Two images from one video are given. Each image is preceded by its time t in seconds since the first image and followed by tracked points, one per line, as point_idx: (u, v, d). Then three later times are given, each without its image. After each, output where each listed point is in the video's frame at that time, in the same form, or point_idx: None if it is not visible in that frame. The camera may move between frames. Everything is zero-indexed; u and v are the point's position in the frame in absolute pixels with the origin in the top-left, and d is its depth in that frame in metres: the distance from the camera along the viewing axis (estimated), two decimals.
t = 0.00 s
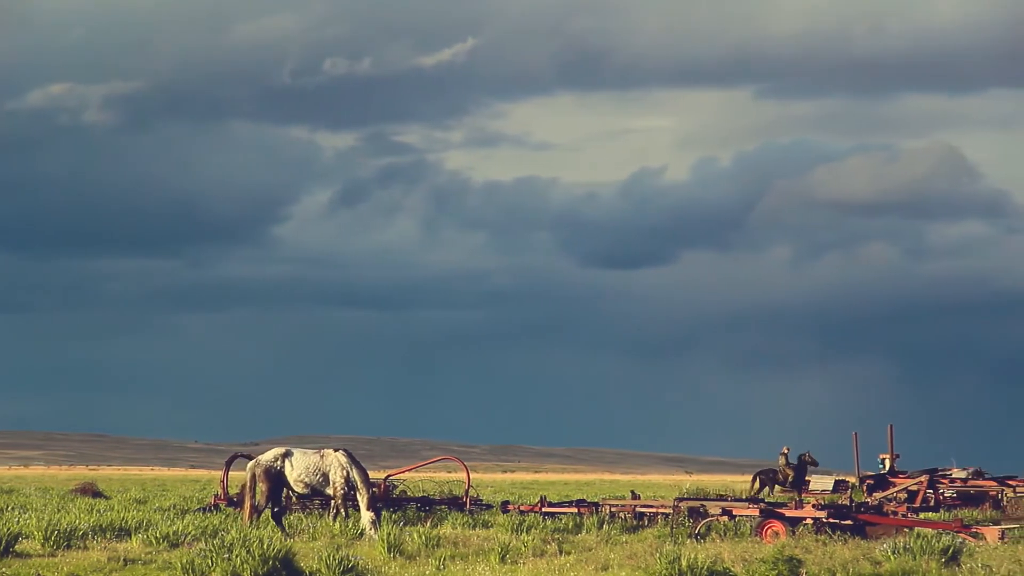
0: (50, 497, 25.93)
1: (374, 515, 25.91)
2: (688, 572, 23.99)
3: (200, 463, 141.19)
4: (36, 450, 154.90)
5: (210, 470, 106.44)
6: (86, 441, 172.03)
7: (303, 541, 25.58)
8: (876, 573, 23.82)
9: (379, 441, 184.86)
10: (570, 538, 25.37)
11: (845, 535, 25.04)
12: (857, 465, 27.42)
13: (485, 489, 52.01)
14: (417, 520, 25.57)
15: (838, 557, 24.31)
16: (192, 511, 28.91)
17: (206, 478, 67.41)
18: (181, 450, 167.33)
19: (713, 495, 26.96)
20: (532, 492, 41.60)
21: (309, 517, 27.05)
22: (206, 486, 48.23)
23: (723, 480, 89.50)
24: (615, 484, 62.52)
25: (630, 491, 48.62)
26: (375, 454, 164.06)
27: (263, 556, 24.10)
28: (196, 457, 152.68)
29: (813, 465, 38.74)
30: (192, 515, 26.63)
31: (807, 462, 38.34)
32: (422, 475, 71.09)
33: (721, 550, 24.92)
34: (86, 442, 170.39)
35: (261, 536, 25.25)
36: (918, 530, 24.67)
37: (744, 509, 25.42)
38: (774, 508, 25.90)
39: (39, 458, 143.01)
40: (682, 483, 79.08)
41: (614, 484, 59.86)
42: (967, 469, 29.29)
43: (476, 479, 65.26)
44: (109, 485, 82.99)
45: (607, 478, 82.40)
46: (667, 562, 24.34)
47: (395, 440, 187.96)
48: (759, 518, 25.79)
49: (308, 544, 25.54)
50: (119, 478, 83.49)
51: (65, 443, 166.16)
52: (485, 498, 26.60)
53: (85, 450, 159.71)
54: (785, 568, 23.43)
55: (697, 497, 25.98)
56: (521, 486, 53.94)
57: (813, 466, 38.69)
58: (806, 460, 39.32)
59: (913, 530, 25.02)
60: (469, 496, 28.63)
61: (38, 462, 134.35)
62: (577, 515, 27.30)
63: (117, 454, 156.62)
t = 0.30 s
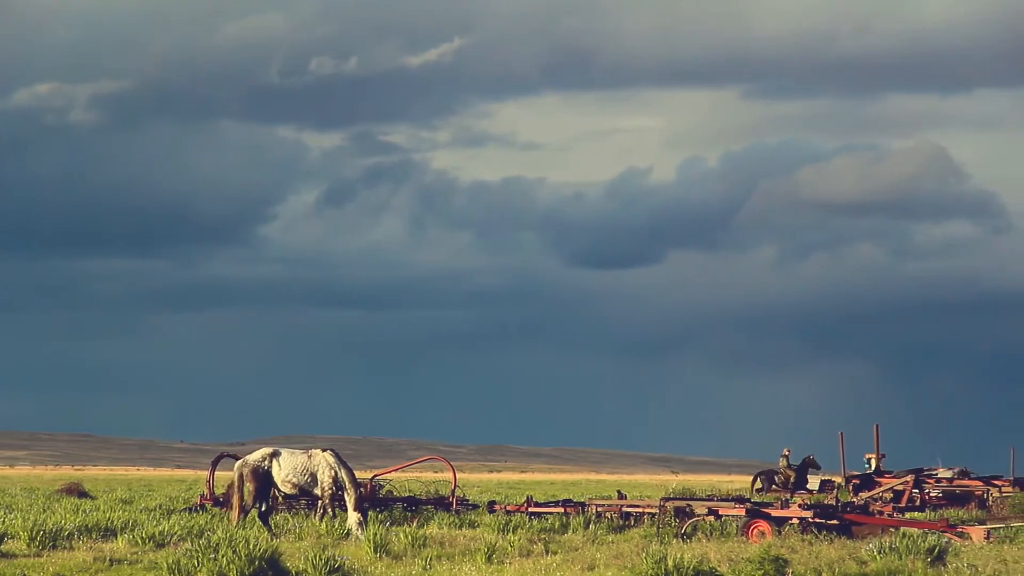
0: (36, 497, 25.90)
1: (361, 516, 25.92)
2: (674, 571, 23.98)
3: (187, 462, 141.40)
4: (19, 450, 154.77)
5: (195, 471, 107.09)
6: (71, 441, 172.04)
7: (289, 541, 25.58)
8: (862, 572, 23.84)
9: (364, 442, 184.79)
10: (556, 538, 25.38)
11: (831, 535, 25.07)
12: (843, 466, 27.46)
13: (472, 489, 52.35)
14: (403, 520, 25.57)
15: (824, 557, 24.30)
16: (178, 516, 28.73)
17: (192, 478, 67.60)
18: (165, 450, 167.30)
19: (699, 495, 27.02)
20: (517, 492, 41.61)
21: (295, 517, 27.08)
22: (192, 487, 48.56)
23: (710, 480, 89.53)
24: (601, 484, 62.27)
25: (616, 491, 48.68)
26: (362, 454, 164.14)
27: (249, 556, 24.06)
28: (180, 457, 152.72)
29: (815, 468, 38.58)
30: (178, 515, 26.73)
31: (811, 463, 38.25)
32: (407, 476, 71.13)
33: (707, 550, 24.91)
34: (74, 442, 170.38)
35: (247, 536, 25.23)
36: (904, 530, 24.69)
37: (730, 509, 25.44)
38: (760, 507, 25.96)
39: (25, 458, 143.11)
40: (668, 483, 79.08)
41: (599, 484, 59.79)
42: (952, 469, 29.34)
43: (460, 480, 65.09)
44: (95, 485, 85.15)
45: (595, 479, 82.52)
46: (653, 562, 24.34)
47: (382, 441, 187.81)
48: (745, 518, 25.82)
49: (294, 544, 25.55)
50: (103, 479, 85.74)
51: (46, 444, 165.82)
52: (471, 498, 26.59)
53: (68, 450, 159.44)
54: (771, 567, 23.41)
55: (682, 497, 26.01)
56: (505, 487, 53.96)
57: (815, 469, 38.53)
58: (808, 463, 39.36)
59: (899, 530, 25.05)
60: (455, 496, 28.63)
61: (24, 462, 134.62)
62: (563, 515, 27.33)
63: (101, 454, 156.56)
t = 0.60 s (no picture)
0: (20, 498, 25.87)
1: (347, 516, 25.92)
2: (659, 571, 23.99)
3: (172, 463, 141.24)
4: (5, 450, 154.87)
5: (179, 471, 107.97)
6: (53, 442, 171.73)
7: (274, 541, 25.57)
8: (847, 572, 23.85)
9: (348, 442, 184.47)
10: (541, 538, 25.39)
11: (816, 534, 25.10)
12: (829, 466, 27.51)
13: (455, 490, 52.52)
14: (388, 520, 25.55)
15: (809, 557, 24.30)
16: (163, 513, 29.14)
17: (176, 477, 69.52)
18: (149, 450, 167.29)
19: (685, 495, 27.02)
20: (502, 491, 41.61)
21: (281, 517, 27.13)
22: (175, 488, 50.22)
23: (697, 480, 89.55)
24: (587, 484, 62.15)
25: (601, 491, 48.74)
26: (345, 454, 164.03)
27: (234, 556, 24.03)
28: (164, 458, 153.00)
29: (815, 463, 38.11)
30: (162, 515, 26.91)
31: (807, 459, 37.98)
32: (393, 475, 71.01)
33: (692, 550, 24.91)
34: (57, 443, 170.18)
35: (232, 536, 25.22)
36: (889, 530, 24.70)
37: (715, 509, 25.43)
38: (746, 507, 25.99)
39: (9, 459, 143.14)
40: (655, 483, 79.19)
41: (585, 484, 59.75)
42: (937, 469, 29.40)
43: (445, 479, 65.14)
44: (79, 484, 87.95)
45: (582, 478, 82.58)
46: (638, 562, 24.34)
47: (364, 441, 187.59)
48: (730, 518, 25.85)
49: (280, 544, 25.53)
50: (86, 480, 88.37)
51: (29, 445, 165.72)
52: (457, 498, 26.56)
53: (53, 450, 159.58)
54: (756, 567, 23.40)
55: (667, 497, 25.99)
56: (488, 487, 53.98)
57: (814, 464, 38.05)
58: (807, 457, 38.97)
59: (884, 530, 25.07)
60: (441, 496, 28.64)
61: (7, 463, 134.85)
62: (548, 515, 27.37)
63: (90, 455, 156.71)
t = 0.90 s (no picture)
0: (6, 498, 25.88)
1: (334, 516, 25.92)
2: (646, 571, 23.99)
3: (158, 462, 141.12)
4: None
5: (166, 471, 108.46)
6: (40, 441, 171.49)
7: (261, 541, 25.56)
8: (833, 572, 23.84)
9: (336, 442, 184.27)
10: (528, 538, 25.39)
11: (803, 534, 25.13)
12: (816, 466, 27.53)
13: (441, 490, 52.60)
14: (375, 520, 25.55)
15: (796, 556, 24.30)
16: (150, 513, 29.27)
17: (163, 478, 70.15)
18: (137, 450, 167.29)
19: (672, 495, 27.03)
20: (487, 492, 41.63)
21: (268, 517, 27.15)
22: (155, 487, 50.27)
23: (685, 480, 89.63)
24: (572, 484, 62.01)
25: (587, 491, 48.75)
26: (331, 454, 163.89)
27: (221, 556, 24.01)
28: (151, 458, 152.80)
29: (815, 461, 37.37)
30: (150, 514, 27.06)
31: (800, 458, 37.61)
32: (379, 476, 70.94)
33: (679, 550, 24.90)
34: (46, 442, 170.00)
35: (219, 536, 25.21)
36: (876, 530, 24.71)
37: (701, 509, 25.42)
38: (733, 507, 26.03)
39: None
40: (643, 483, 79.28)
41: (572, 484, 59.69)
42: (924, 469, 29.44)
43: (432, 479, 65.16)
44: (65, 485, 89.29)
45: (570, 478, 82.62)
46: (625, 561, 24.34)
47: (352, 441, 187.22)
48: (717, 518, 25.89)
49: (267, 544, 25.52)
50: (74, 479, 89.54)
51: (20, 445, 165.56)
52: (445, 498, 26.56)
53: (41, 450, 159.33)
54: (743, 566, 23.37)
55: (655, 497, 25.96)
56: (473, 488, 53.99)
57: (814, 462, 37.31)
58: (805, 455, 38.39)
59: (870, 530, 25.08)
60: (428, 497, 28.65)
61: None
62: (535, 516, 27.41)
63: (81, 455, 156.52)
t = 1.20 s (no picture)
0: None
1: (320, 517, 25.92)
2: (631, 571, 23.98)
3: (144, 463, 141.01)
4: None
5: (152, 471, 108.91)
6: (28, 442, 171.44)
7: (246, 541, 25.55)
8: (818, 572, 23.83)
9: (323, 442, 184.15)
10: (514, 538, 25.39)
11: (788, 534, 25.16)
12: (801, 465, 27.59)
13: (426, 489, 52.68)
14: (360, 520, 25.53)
15: (781, 556, 24.31)
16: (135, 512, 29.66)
17: (147, 479, 72.19)
18: (123, 450, 167.24)
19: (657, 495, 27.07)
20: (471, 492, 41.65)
21: (254, 517, 27.18)
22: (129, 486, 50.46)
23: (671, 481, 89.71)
24: (558, 484, 61.96)
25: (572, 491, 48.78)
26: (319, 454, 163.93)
27: (206, 556, 23.98)
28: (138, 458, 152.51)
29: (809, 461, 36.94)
30: (135, 514, 27.28)
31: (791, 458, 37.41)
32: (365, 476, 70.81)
33: (664, 550, 24.89)
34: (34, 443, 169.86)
35: (204, 536, 25.19)
36: (861, 530, 24.73)
37: (686, 509, 25.41)
38: (718, 507, 26.10)
39: None
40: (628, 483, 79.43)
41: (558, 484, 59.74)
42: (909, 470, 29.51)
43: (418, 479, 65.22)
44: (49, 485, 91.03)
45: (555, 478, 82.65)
46: (610, 561, 24.33)
47: (338, 442, 187.08)
48: (703, 518, 25.95)
49: (252, 544, 25.51)
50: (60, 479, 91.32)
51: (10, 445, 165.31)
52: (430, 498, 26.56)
53: (29, 450, 159.01)
54: (728, 566, 23.33)
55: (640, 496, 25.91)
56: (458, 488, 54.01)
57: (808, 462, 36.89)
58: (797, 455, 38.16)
59: (855, 529, 25.09)
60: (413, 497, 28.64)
61: None
62: (520, 516, 27.46)
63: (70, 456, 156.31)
